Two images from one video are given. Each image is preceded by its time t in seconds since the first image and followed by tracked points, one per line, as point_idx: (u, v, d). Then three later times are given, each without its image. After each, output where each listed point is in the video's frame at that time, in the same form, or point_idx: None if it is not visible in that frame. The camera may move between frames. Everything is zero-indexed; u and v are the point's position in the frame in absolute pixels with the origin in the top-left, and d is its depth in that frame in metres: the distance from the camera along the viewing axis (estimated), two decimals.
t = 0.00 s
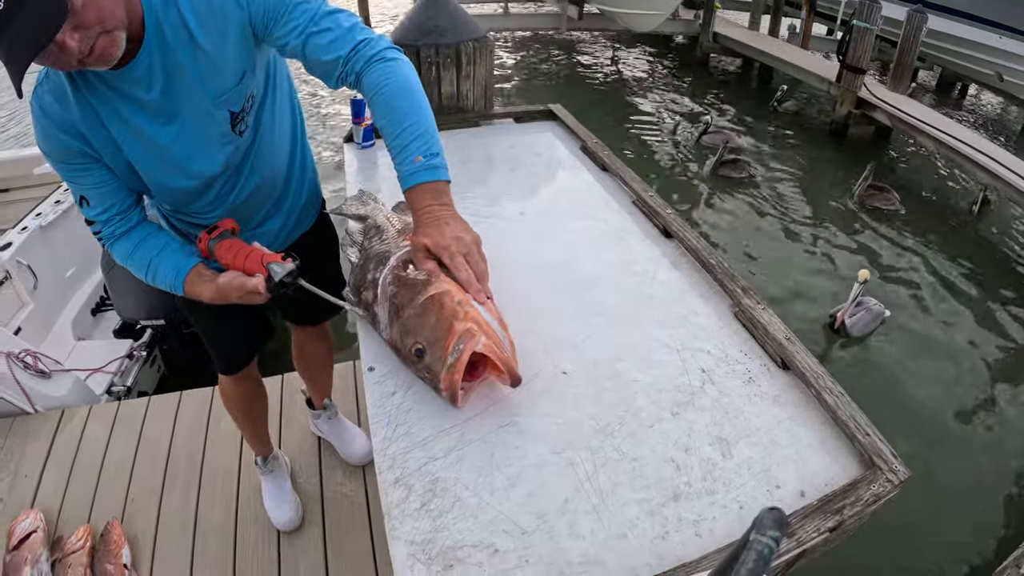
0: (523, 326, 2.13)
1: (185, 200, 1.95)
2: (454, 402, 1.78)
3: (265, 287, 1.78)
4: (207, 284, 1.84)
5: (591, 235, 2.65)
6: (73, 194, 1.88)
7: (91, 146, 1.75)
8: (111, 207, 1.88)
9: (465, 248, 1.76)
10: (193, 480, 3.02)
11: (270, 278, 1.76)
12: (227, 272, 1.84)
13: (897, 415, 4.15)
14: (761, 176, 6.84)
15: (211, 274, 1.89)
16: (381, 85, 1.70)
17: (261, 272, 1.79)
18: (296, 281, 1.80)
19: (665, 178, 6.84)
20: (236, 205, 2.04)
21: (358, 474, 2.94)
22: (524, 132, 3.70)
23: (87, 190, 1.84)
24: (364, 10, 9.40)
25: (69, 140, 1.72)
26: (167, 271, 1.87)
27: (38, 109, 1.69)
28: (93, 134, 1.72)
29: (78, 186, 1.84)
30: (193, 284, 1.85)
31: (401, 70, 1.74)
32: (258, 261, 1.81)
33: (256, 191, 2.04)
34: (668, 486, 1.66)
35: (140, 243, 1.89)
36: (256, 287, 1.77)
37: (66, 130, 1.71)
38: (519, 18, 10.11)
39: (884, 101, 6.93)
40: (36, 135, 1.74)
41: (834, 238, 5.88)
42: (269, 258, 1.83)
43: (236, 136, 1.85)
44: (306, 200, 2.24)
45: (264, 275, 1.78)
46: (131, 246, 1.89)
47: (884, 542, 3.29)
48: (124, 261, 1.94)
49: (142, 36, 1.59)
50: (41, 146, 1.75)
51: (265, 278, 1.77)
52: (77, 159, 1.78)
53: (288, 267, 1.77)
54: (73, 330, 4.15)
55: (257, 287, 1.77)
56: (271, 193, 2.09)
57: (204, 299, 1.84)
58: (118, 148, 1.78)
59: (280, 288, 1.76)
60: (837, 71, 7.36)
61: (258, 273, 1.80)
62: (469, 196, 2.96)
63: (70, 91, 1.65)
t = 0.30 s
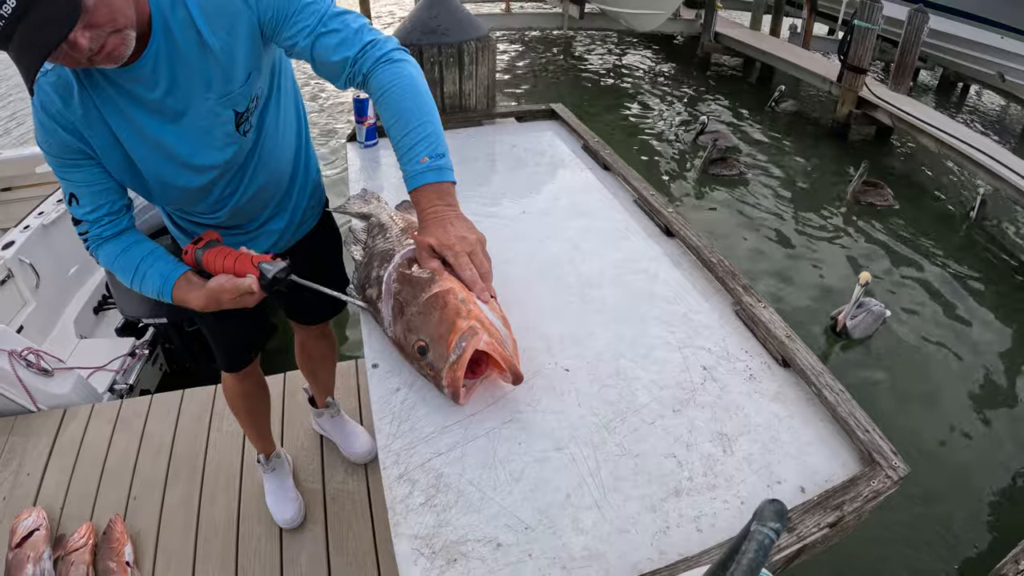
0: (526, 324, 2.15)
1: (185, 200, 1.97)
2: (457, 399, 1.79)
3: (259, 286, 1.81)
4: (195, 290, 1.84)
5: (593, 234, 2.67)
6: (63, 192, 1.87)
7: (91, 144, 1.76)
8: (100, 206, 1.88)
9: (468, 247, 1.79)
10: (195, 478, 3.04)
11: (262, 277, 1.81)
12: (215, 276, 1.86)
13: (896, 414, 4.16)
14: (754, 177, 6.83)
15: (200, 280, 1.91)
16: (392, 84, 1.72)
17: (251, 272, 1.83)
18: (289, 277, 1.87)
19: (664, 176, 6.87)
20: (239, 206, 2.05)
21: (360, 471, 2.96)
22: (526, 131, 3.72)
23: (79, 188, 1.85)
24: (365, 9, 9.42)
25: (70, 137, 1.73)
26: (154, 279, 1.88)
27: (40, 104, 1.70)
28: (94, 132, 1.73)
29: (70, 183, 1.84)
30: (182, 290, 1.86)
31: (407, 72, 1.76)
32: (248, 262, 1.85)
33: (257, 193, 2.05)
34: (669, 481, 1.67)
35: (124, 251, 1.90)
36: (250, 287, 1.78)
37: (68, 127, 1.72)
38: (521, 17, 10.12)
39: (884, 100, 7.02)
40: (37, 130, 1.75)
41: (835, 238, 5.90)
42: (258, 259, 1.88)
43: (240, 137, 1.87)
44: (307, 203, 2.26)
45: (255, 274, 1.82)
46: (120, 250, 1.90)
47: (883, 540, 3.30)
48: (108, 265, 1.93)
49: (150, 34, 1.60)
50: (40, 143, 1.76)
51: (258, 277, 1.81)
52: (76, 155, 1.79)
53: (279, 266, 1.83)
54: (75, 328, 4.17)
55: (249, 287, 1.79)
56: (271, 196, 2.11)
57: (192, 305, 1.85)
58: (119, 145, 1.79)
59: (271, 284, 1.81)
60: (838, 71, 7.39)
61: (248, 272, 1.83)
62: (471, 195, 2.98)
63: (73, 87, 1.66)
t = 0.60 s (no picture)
0: (528, 322, 2.16)
1: (188, 199, 1.98)
2: (458, 396, 1.80)
3: (268, 290, 1.81)
4: (204, 290, 1.87)
5: (594, 233, 2.68)
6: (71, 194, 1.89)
7: (93, 146, 1.78)
8: (109, 208, 1.90)
9: (469, 246, 1.80)
10: (197, 476, 3.05)
11: (272, 281, 1.80)
12: (227, 277, 1.87)
13: (896, 413, 4.17)
14: (751, 176, 6.86)
15: (209, 280, 1.93)
16: (393, 83, 1.73)
17: (261, 276, 1.84)
18: (298, 283, 1.85)
19: (662, 175, 6.92)
20: (241, 204, 2.06)
21: (362, 469, 2.97)
22: (528, 131, 3.73)
23: (85, 190, 1.86)
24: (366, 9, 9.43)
25: (73, 140, 1.74)
26: (164, 278, 1.90)
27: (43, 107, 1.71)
28: (96, 134, 1.74)
29: (78, 186, 1.85)
30: (191, 289, 1.89)
31: (408, 71, 1.77)
32: (258, 266, 1.87)
33: (259, 191, 2.07)
34: (670, 477, 1.69)
35: (133, 250, 1.92)
36: (259, 290, 1.79)
37: (70, 130, 1.73)
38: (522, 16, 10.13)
39: (885, 99, 6.99)
40: (40, 133, 1.76)
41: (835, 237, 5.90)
42: (269, 264, 1.89)
43: (242, 136, 1.88)
44: (309, 201, 2.27)
45: (265, 279, 1.82)
46: (130, 249, 1.92)
47: (882, 538, 3.31)
48: (117, 265, 1.95)
49: (150, 36, 1.61)
50: (44, 146, 1.78)
51: (267, 281, 1.81)
52: (80, 158, 1.80)
53: (290, 270, 1.82)
54: (77, 327, 4.19)
55: (257, 290, 1.80)
56: (273, 194, 2.12)
57: (201, 304, 1.87)
58: (120, 144, 1.80)
59: (281, 290, 1.80)
60: (840, 71, 7.37)
61: (258, 277, 1.85)
62: (473, 194, 2.99)
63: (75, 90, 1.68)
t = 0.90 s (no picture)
0: (528, 319, 2.16)
1: (192, 198, 1.99)
2: (460, 392, 1.81)
3: (274, 290, 1.83)
4: (210, 288, 1.87)
5: (594, 231, 2.68)
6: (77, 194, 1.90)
7: (98, 146, 1.78)
8: (117, 207, 1.90)
9: (471, 242, 1.81)
10: (198, 474, 3.06)
11: (278, 281, 1.83)
12: (233, 276, 1.89)
13: (897, 411, 4.17)
14: (748, 174, 6.86)
15: (216, 279, 1.94)
16: (394, 82, 1.74)
17: (268, 276, 1.86)
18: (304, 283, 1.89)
19: (660, 172, 6.91)
20: (243, 202, 2.07)
21: (363, 467, 2.97)
22: (529, 129, 3.73)
23: (91, 190, 1.87)
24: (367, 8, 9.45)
25: (78, 140, 1.75)
26: (171, 277, 1.90)
27: (48, 109, 1.72)
28: (101, 133, 1.75)
29: (84, 185, 1.85)
30: (198, 288, 1.89)
31: (409, 69, 1.78)
32: (265, 266, 1.88)
33: (261, 188, 2.07)
34: (670, 473, 1.69)
35: (142, 248, 1.92)
36: (265, 290, 1.81)
37: (76, 130, 1.73)
38: (524, 15, 10.13)
39: (887, 98, 6.97)
40: (45, 134, 1.77)
41: (836, 237, 5.90)
42: (276, 264, 1.91)
43: (245, 134, 1.89)
44: (309, 198, 2.28)
45: (271, 278, 1.84)
46: (137, 248, 1.93)
47: (882, 537, 3.30)
48: (125, 263, 1.96)
49: (154, 36, 1.62)
50: (49, 146, 1.78)
51: (274, 280, 1.83)
52: (85, 159, 1.80)
53: (296, 271, 1.86)
54: (79, 325, 4.20)
55: (264, 290, 1.82)
56: (275, 191, 2.13)
57: (207, 303, 1.87)
58: (125, 143, 1.81)
59: (287, 290, 1.83)
60: (841, 70, 7.36)
61: (265, 277, 1.86)
62: (474, 192, 2.99)
63: (81, 91, 1.69)
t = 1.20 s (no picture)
0: (527, 318, 2.15)
1: (192, 196, 1.99)
2: (457, 391, 1.80)
3: (282, 279, 1.83)
4: (224, 277, 1.88)
5: (594, 229, 2.67)
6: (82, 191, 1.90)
7: (98, 146, 1.78)
8: (126, 204, 1.90)
9: (469, 241, 1.81)
10: (198, 472, 3.06)
11: (285, 270, 1.82)
12: (243, 266, 1.90)
13: (898, 412, 4.15)
14: (746, 173, 6.85)
15: (228, 268, 1.94)
16: (391, 80, 1.74)
17: (276, 265, 1.86)
18: (311, 273, 1.88)
19: (658, 172, 6.91)
20: (243, 200, 2.07)
21: (362, 466, 2.97)
22: (528, 127, 3.71)
23: (93, 188, 1.87)
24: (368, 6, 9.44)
25: (78, 140, 1.74)
26: (184, 266, 1.90)
27: (48, 109, 1.72)
28: (100, 132, 1.74)
29: (86, 184, 1.85)
30: (210, 278, 1.89)
31: (406, 67, 1.78)
32: (274, 255, 1.88)
33: (260, 186, 2.07)
34: (669, 473, 1.68)
35: (154, 242, 1.93)
36: (273, 279, 1.81)
37: (76, 129, 1.73)
38: (525, 14, 10.12)
39: (888, 98, 6.95)
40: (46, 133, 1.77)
41: (838, 236, 5.89)
42: (284, 252, 1.91)
43: (244, 132, 1.88)
44: (308, 196, 2.28)
45: (279, 268, 1.84)
46: (146, 244, 1.93)
47: (883, 538, 3.29)
48: (140, 256, 1.97)
49: (150, 34, 1.62)
50: (50, 146, 1.78)
51: (281, 269, 1.84)
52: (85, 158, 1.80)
53: (303, 259, 1.85)
54: (80, 324, 4.20)
55: (272, 279, 1.82)
56: (274, 189, 2.12)
57: (221, 292, 1.88)
58: (124, 141, 1.80)
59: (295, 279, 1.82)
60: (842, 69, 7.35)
61: (273, 265, 1.86)
62: (474, 190, 2.98)
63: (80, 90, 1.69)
